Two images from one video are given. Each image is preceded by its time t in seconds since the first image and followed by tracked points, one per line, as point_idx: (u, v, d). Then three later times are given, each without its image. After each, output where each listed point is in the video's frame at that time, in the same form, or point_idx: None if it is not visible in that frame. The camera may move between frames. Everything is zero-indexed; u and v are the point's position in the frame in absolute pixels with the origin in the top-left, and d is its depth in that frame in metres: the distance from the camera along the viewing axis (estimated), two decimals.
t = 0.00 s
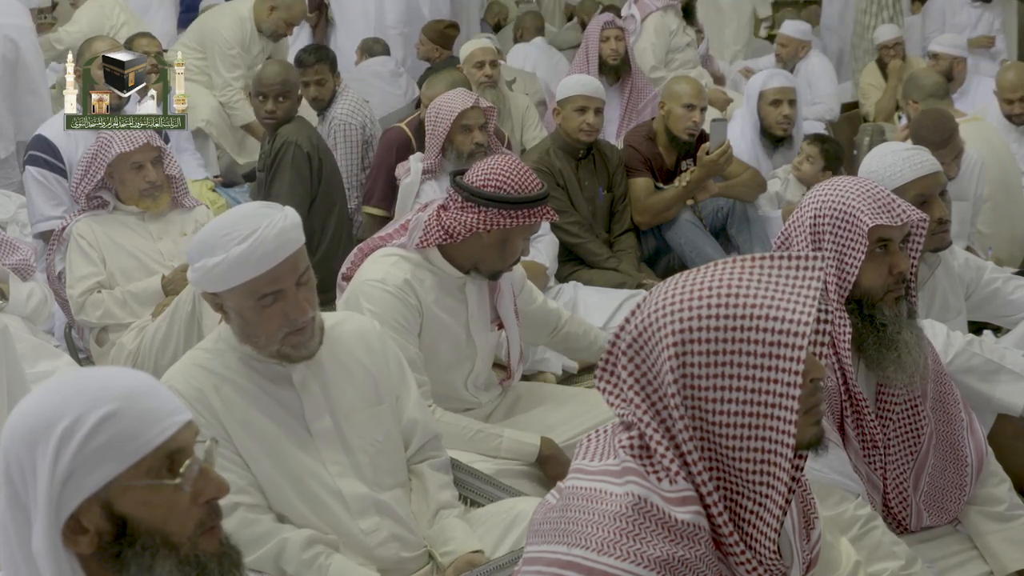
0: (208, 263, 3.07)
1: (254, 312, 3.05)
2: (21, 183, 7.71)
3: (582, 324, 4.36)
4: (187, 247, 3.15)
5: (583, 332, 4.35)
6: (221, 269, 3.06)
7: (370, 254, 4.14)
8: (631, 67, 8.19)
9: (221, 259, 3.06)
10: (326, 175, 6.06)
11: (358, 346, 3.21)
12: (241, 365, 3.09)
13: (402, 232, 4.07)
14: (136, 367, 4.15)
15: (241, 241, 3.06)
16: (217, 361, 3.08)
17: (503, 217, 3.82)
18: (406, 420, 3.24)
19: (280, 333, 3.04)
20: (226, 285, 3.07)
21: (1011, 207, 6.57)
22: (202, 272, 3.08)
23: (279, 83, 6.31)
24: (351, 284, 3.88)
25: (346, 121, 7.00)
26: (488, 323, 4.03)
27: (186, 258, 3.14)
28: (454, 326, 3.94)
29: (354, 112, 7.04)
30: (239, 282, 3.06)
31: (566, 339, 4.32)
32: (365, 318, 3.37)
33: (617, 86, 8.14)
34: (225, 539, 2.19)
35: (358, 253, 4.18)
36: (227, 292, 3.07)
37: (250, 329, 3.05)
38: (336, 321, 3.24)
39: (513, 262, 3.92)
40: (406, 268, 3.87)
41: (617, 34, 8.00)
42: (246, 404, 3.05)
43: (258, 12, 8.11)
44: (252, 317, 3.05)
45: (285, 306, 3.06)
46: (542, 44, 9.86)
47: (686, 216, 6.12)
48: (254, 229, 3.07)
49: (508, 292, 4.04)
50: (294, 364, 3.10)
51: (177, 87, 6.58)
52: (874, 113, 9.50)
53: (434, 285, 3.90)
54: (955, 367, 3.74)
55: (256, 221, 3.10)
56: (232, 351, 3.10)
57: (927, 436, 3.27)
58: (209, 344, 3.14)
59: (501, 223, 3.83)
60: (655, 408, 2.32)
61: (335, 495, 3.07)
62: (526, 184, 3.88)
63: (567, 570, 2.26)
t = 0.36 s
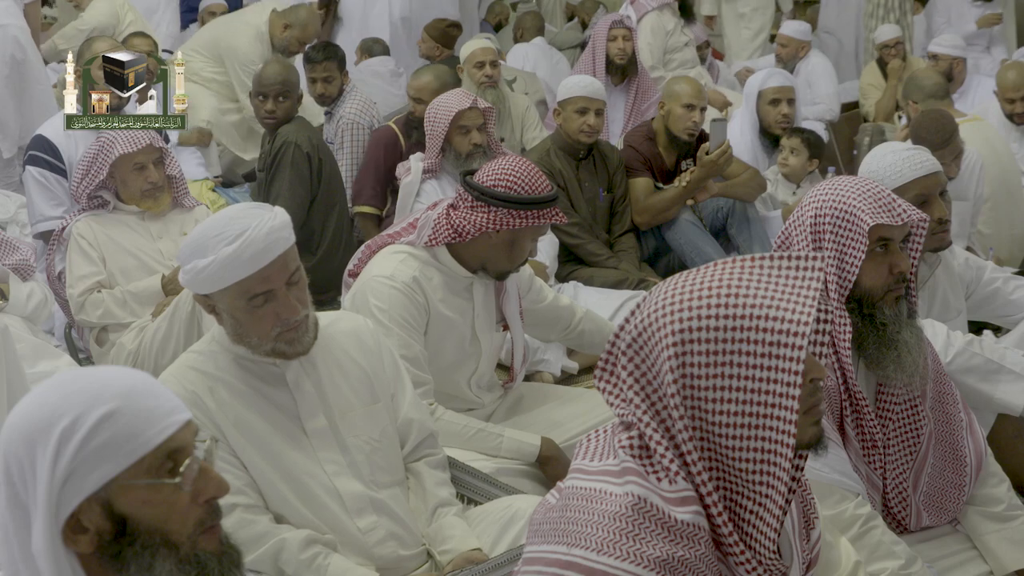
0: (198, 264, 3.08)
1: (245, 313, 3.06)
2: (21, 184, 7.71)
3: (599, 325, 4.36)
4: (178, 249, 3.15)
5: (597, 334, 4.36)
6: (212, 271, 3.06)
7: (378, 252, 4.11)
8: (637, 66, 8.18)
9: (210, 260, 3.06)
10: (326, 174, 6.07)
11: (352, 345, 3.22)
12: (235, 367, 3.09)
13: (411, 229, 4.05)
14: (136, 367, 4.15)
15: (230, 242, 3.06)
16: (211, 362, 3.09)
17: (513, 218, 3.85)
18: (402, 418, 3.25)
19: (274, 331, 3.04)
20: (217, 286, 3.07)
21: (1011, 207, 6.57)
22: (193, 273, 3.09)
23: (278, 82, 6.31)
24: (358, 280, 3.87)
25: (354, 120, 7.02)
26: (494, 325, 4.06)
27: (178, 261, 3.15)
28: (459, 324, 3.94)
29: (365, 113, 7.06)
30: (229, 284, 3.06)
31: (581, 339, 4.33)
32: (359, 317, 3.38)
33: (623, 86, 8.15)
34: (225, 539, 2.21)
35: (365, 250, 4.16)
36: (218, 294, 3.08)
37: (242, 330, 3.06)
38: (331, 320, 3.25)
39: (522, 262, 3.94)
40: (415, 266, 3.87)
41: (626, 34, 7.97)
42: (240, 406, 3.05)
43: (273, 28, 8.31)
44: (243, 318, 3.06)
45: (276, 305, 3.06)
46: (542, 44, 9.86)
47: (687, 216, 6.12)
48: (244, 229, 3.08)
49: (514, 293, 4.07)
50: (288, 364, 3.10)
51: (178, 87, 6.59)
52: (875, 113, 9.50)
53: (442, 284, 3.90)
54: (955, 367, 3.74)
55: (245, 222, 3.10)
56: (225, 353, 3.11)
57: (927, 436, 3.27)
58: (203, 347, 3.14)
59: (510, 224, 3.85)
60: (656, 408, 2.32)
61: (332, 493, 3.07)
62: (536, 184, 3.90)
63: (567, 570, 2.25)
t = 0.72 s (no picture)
0: (196, 268, 3.08)
1: (242, 316, 3.05)
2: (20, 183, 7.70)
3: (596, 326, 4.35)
4: (176, 252, 3.15)
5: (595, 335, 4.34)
6: (208, 276, 3.06)
7: (379, 251, 4.11)
8: (637, 66, 8.19)
9: (207, 265, 3.06)
10: (324, 174, 6.05)
11: (350, 344, 3.21)
12: (233, 369, 3.09)
13: (412, 228, 4.04)
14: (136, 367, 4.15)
15: (226, 246, 3.06)
16: (213, 362, 3.09)
17: (513, 219, 3.83)
18: (401, 419, 3.25)
19: (272, 335, 3.04)
20: (215, 290, 3.07)
21: (1010, 207, 6.57)
22: (191, 277, 3.08)
23: (278, 82, 6.31)
24: (360, 279, 3.87)
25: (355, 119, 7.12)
26: (496, 325, 4.06)
27: (176, 264, 3.14)
28: (461, 324, 3.94)
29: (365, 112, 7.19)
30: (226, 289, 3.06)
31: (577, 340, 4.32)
32: (358, 317, 3.37)
33: (623, 86, 8.16)
34: (226, 538, 2.21)
35: (366, 250, 4.15)
36: (216, 296, 3.07)
37: (240, 334, 3.06)
38: (331, 320, 3.24)
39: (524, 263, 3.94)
40: (416, 265, 3.87)
41: (624, 35, 7.97)
42: (238, 409, 3.05)
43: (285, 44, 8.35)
44: (241, 321, 3.06)
45: (274, 309, 3.05)
46: (542, 44, 9.87)
47: (686, 216, 6.12)
48: (241, 233, 3.07)
49: (515, 294, 4.07)
50: (287, 365, 3.09)
51: (177, 87, 6.59)
52: (874, 113, 9.50)
53: (442, 284, 3.90)
54: (955, 367, 3.74)
55: (242, 225, 3.09)
56: (224, 356, 3.10)
57: (927, 436, 3.27)
58: (203, 348, 3.14)
59: (513, 225, 3.83)
60: (657, 407, 2.32)
61: (332, 494, 3.07)
62: (537, 185, 3.87)
63: (567, 570, 2.26)
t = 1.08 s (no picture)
0: (197, 257, 3.09)
1: (249, 300, 3.06)
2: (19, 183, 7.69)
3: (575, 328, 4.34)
4: (176, 251, 3.16)
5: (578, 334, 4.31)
6: (210, 260, 3.07)
7: (374, 253, 4.12)
8: (634, 66, 8.20)
9: (208, 250, 3.07)
10: (323, 174, 6.04)
11: (355, 345, 3.21)
12: (238, 369, 3.09)
13: (407, 229, 4.07)
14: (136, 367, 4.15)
15: (225, 228, 3.07)
16: (217, 361, 3.09)
17: (506, 217, 3.82)
18: (403, 419, 3.25)
19: (282, 319, 3.04)
20: (217, 277, 3.08)
21: (1010, 208, 6.58)
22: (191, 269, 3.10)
23: (277, 82, 6.32)
24: (356, 281, 3.88)
25: (347, 119, 7.13)
26: (492, 323, 4.05)
27: (176, 261, 3.16)
28: (458, 324, 3.94)
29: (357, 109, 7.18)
30: (229, 270, 3.07)
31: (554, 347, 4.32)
32: (362, 318, 3.37)
33: (621, 87, 8.15)
34: (226, 539, 2.21)
35: (361, 252, 4.17)
36: (220, 282, 3.09)
37: (252, 321, 3.05)
38: (337, 320, 3.24)
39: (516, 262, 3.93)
40: (411, 266, 3.88)
41: (620, 35, 8.00)
42: (243, 409, 3.05)
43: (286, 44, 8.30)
44: (251, 308, 3.05)
45: (280, 288, 3.07)
46: (542, 44, 9.87)
47: (687, 216, 6.12)
48: (237, 214, 3.09)
49: (509, 292, 4.06)
50: (292, 364, 3.10)
51: (177, 87, 6.59)
52: (874, 112, 9.50)
53: (437, 284, 3.89)
54: (955, 367, 3.74)
55: (238, 209, 3.11)
56: (229, 356, 3.10)
57: (927, 436, 3.27)
58: (207, 346, 3.14)
59: (505, 223, 3.82)
60: (672, 407, 2.29)
61: (334, 495, 3.07)
62: (528, 183, 3.87)
63: (569, 570, 2.28)
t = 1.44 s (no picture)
0: (209, 231, 3.15)
1: (259, 279, 3.11)
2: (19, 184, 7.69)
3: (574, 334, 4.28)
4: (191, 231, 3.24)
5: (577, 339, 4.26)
6: (221, 231, 3.12)
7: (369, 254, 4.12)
8: (631, 67, 8.21)
9: (219, 222, 3.13)
10: (324, 174, 6.05)
11: (357, 345, 3.21)
12: (245, 363, 3.09)
13: (401, 230, 4.07)
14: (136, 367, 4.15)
15: (237, 203, 3.14)
16: (221, 358, 3.10)
17: (499, 216, 3.85)
18: (404, 420, 3.24)
19: (288, 297, 3.07)
20: (227, 250, 3.14)
21: (1010, 208, 6.58)
22: (202, 242, 3.16)
23: (278, 82, 6.32)
24: (350, 284, 3.88)
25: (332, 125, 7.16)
26: (487, 323, 4.05)
27: (188, 238, 3.23)
28: (453, 324, 3.94)
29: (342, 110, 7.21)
30: (240, 242, 3.13)
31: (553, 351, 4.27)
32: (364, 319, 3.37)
33: (617, 86, 8.15)
34: (226, 538, 2.20)
35: (356, 253, 4.17)
36: (231, 255, 3.14)
37: (257, 299, 3.09)
38: (337, 319, 3.24)
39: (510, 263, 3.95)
40: (404, 266, 3.88)
41: (615, 35, 8.04)
42: (247, 404, 3.05)
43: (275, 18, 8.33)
44: (258, 281, 3.11)
45: (288, 265, 3.13)
46: (542, 44, 9.87)
47: (686, 216, 6.12)
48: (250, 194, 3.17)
49: (504, 291, 4.07)
50: (295, 361, 3.10)
51: (177, 87, 6.59)
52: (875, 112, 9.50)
53: (431, 283, 3.89)
54: (955, 367, 3.74)
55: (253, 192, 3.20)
56: (235, 350, 3.11)
57: (927, 437, 3.27)
58: (212, 344, 3.14)
59: (500, 221, 3.85)
60: (675, 407, 2.29)
61: (334, 494, 3.07)
62: (521, 182, 3.91)
63: (569, 570, 2.28)
